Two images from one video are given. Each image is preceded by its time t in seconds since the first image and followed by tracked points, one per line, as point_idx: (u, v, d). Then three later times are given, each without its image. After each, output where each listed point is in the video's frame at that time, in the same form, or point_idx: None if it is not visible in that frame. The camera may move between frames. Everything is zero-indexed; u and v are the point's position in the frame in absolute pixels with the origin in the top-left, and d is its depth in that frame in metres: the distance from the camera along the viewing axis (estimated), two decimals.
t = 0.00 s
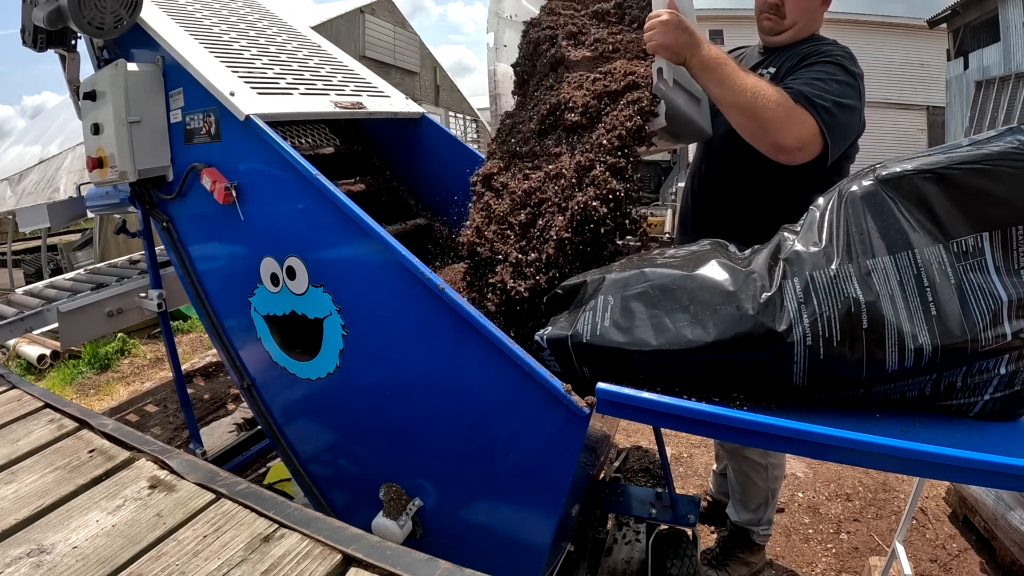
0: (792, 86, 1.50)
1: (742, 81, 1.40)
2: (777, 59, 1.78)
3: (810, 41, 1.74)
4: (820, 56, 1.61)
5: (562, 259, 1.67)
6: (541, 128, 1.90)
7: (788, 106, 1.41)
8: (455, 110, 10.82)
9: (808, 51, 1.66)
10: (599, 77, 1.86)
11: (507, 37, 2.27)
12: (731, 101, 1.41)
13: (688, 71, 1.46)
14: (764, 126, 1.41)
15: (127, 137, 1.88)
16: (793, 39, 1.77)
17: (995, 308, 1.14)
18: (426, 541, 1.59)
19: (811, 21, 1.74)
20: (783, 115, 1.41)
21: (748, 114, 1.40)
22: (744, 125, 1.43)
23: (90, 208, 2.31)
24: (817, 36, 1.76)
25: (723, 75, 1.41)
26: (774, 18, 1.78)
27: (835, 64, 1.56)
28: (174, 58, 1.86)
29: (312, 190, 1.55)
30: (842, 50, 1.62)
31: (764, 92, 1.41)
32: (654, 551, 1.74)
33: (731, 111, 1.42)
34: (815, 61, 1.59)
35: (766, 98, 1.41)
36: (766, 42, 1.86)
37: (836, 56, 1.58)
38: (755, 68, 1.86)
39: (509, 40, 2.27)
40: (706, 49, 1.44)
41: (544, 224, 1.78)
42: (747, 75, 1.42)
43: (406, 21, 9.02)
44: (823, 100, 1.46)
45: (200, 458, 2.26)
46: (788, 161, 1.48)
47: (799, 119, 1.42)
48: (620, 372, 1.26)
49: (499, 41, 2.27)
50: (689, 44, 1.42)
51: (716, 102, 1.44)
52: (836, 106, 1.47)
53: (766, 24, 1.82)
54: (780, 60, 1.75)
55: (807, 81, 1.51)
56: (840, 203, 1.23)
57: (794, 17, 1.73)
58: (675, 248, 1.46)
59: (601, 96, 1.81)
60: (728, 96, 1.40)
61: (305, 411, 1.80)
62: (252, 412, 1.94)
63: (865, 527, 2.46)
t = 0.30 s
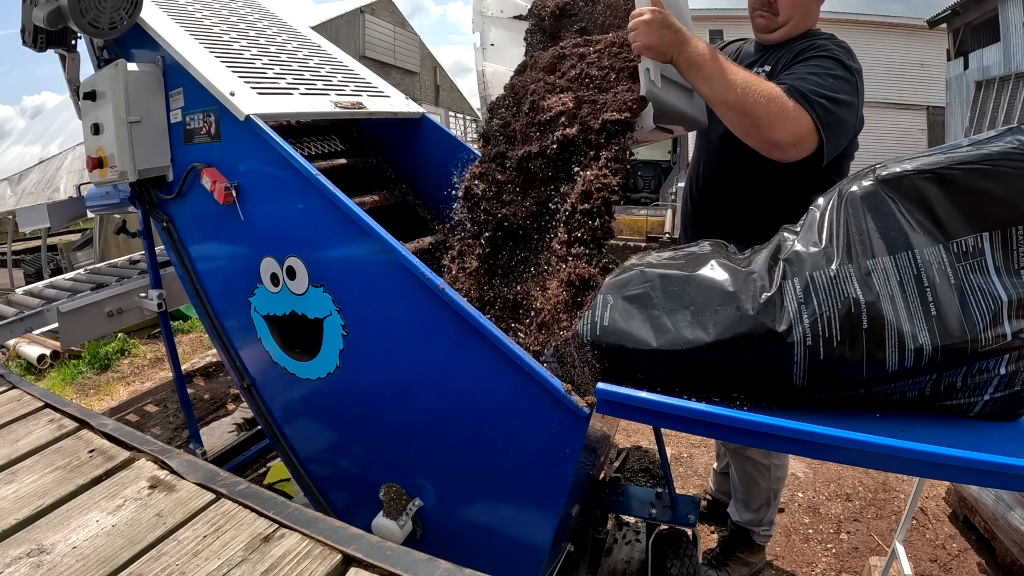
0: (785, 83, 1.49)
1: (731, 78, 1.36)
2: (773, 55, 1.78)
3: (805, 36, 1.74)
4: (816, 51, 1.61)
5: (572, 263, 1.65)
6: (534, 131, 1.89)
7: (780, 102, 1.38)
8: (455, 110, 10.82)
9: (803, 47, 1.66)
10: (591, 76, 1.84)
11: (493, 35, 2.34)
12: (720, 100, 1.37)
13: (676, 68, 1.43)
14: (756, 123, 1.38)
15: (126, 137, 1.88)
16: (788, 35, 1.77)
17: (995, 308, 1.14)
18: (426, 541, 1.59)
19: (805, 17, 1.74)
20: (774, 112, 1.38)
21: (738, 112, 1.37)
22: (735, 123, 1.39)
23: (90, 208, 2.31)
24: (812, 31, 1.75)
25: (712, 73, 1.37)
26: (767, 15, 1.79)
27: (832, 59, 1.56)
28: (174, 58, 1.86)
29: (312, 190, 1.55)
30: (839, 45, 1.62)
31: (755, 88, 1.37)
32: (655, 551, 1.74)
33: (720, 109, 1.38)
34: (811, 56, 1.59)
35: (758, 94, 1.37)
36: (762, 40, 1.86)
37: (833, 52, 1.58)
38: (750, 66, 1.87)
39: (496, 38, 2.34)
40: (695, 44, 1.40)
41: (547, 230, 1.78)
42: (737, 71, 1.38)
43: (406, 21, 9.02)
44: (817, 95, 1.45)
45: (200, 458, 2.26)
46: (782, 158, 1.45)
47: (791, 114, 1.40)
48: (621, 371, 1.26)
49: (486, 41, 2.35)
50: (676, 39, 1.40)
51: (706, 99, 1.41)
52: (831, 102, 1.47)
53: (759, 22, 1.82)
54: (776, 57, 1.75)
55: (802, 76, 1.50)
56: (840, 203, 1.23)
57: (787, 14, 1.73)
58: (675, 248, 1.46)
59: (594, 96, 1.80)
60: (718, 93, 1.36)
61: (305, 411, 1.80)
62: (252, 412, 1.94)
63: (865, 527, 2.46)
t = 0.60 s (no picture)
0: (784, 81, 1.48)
1: (723, 74, 1.37)
2: (773, 53, 1.78)
3: (805, 34, 1.74)
4: (818, 49, 1.61)
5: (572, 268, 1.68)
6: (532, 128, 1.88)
7: (776, 98, 1.37)
8: (455, 110, 10.82)
9: (805, 44, 1.66)
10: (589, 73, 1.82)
11: (480, 30, 2.11)
12: (713, 95, 1.38)
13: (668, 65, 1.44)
14: (751, 119, 1.37)
15: (126, 137, 1.88)
16: (788, 34, 1.77)
17: (995, 308, 1.14)
18: (426, 541, 1.59)
19: (805, 15, 1.73)
20: (770, 107, 1.37)
21: (732, 108, 1.37)
22: (730, 119, 1.40)
23: (90, 208, 2.30)
24: (812, 28, 1.74)
25: (704, 68, 1.38)
26: (765, 14, 1.80)
27: (834, 59, 1.56)
28: (174, 58, 1.86)
29: (312, 190, 1.55)
30: (841, 45, 1.62)
31: (750, 84, 1.36)
32: (654, 551, 1.74)
33: (714, 104, 1.40)
34: (813, 53, 1.59)
35: (753, 90, 1.36)
36: (761, 38, 1.86)
37: (835, 50, 1.58)
38: (749, 65, 1.87)
39: (483, 33, 2.11)
40: (689, 38, 1.40)
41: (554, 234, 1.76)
42: (730, 66, 1.39)
43: (406, 21, 9.02)
44: (817, 93, 1.45)
45: (200, 458, 2.26)
46: (781, 153, 1.44)
47: (788, 109, 1.39)
48: (620, 373, 1.26)
49: (472, 35, 2.11)
50: (666, 35, 1.41)
51: (700, 95, 1.42)
52: (831, 100, 1.46)
53: (758, 20, 1.83)
54: (778, 54, 1.75)
55: (803, 73, 1.50)
56: (841, 203, 1.23)
57: (785, 12, 1.73)
58: (675, 248, 1.46)
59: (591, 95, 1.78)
60: (709, 89, 1.38)
61: (305, 411, 1.80)
62: (252, 412, 1.94)
63: (865, 527, 2.46)
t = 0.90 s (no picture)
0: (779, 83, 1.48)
1: (717, 75, 1.37)
2: (774, 54, 1.77)
3: (806, 34, 1.73)
4: (819, 49, 1.61)
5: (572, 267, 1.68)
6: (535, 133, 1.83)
7: (771, 98, 1.37)
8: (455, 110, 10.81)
9: (805, 45, 1.66)
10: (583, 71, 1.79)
11: (470, 32, 1.92)
12: (707, 96, 1.39)
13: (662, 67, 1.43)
14: (746, 120, 1.37)
15: (126, 137, 1.88)
16: (788, 33, 1.76)
17: (995, 308, 1.14)
18: (426, 541, 1.59)
19: (804, 15, 1.73)
20: (765, 107, 1.37)
21: (727, 109, 1.37)
22: (726, 120, 1.40)
23: (90, 208, 2.30)
24: (812, 28, 1.74)
25: (697, 69, 1.38)
26: (765, 13, 1.79)
27: (835, 59, 1.56)
28: (174, 58, 1.86)
29: (312, 190, 1.55)
30: (842, 45, 1.62)
31: (744, 84, 1.36)
32: (654, 551, 1.74)
33: (710, 106, 1.40)
34: (814, 54, 1.59)
35: (747, 90, 1.36)
36: (761, 38, 1.86)
37: (836, 51, 1.58)
38: (749, 65, 1.86)
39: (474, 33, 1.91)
40: (681, 39, 1.39)
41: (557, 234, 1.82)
42: (725, 66, 1.38)
43: (406, 21, 9.02)
44: (815, 95, 1.44)
45: (200, 458, 2.26)
46: (777, 153, 1.43)
47: (784, 109, 1.38)
48: (619, 373, 1.26)
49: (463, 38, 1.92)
50: (657, 38, 1.38)
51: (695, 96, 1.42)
52: (830, 101, 1.46)
53: (758, 20, 1.82)
54: (778, 55, 1.75)
55: (803, 73, 1.50)
56: (841, 203, 1.23)
57: (785, 11, 1.73)
58: (675, 248, 1.46)
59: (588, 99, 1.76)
60: (702, 92, 1.38)
61: (305, 411, 1.80)
62: (252, 412, 1.94)
63: (865, 527, 2.46)
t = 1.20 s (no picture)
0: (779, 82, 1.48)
1: (715, 75, 1.39)
2: (774, 55, 1.78)
3: (806, 35, 1.74)
4: (819, 49, 1.61)
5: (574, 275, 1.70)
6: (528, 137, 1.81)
7: (771, 96, 1.37)
8: (455, 110, 10.82)
9: (805, 44, 1.66)
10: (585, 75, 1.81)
11: (469, 31, 2.08)
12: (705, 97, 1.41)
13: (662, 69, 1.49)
14: (746, 119, 1.38)
15: (126, 137, 1.88)
16: (788, 33, 1.77)
17: (995, 308, 1.14)
18: (426, 541, 1.59)
19: (804, 15, 1.73)
20: (765, 105, 1.37)
21: (727, 109, 1.38)
22: (726, 119, 1.41)
23: (90, 208, 2.30)
24: (812, 28, 1.75)
25: (694, 71, 1.41)
26: (765, 14, 1.79)
27: (837, 59, 1.56)
28: (173, 58, 1.86)
29: (312, 190, 1.55)
30: (845, 46, 1.62)
31: (744, 83, 1.37)
32: (654, 551, 1.74)
33: (710, 106, 1.42)
34: (815, 54, 1.59)
35: (747, 89, 1.37)
36: (761, 39, 1.86)
37: (836, 50, 1.58)
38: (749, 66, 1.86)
39: (472, 33, 2.08)
40: (678, 41, 1.45)
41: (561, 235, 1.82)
42: (723, 66, 1.41)
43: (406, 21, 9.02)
44: (817, 94, 1.44)
45: (200, 458, 2.26)
46: (779, 152, 1.43)
47: (784, 108, 1.38)
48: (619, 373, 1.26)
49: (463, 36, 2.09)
50: (654, 41, 1.46)
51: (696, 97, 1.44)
52: (832, 100, 1.46)
53: (758, 21, 1.82)
54: (779, 55, 1.75)
55: (805, 73, 1.50)
56: (841, 204, 1.23)
57: (785, 12, 1.73)
58: (676, 248, 1.46)
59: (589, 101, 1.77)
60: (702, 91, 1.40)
61: (305, 411, 1.80)
62: (252, 412, 1.94)
63: (865, 527, 2.46)
